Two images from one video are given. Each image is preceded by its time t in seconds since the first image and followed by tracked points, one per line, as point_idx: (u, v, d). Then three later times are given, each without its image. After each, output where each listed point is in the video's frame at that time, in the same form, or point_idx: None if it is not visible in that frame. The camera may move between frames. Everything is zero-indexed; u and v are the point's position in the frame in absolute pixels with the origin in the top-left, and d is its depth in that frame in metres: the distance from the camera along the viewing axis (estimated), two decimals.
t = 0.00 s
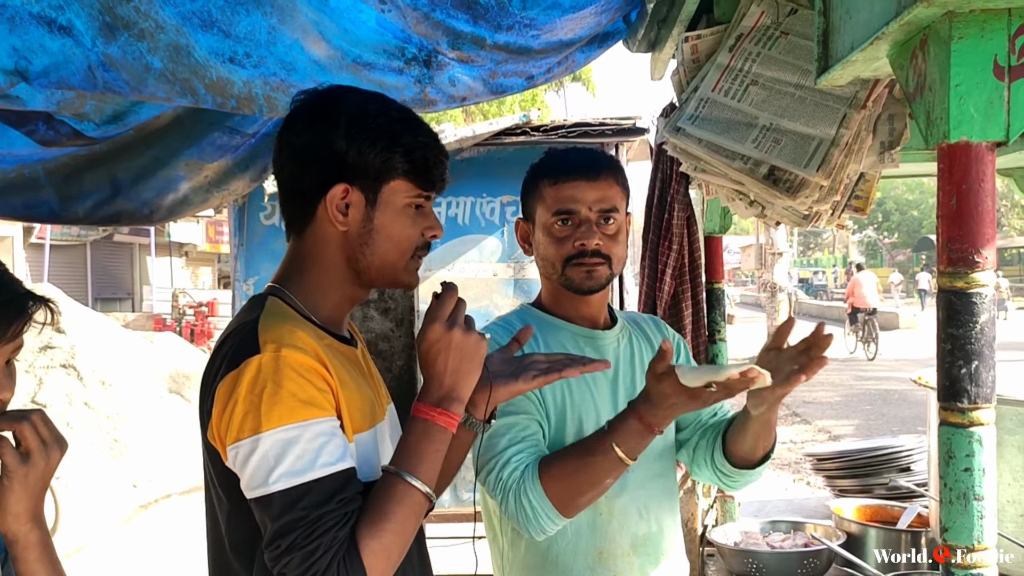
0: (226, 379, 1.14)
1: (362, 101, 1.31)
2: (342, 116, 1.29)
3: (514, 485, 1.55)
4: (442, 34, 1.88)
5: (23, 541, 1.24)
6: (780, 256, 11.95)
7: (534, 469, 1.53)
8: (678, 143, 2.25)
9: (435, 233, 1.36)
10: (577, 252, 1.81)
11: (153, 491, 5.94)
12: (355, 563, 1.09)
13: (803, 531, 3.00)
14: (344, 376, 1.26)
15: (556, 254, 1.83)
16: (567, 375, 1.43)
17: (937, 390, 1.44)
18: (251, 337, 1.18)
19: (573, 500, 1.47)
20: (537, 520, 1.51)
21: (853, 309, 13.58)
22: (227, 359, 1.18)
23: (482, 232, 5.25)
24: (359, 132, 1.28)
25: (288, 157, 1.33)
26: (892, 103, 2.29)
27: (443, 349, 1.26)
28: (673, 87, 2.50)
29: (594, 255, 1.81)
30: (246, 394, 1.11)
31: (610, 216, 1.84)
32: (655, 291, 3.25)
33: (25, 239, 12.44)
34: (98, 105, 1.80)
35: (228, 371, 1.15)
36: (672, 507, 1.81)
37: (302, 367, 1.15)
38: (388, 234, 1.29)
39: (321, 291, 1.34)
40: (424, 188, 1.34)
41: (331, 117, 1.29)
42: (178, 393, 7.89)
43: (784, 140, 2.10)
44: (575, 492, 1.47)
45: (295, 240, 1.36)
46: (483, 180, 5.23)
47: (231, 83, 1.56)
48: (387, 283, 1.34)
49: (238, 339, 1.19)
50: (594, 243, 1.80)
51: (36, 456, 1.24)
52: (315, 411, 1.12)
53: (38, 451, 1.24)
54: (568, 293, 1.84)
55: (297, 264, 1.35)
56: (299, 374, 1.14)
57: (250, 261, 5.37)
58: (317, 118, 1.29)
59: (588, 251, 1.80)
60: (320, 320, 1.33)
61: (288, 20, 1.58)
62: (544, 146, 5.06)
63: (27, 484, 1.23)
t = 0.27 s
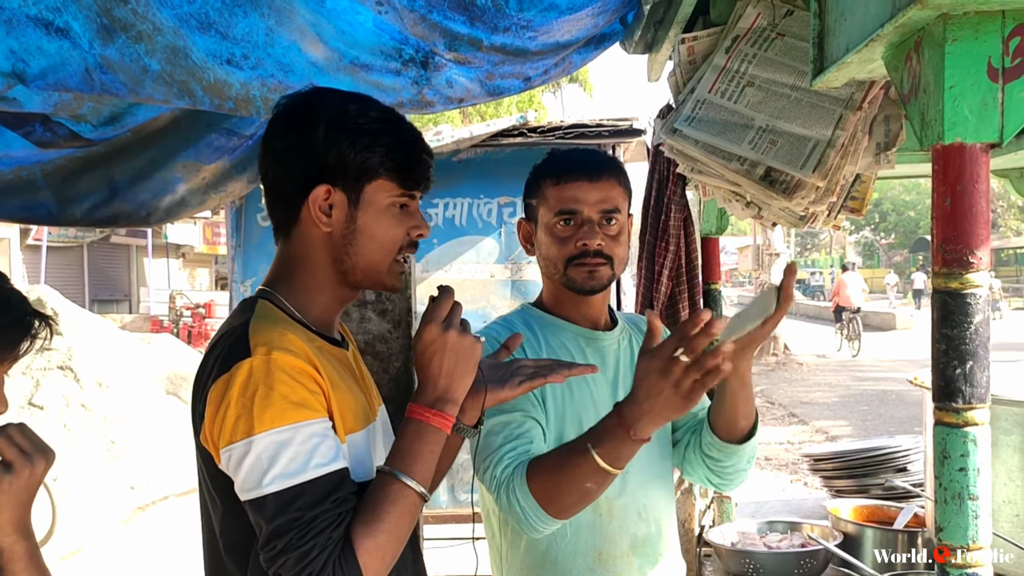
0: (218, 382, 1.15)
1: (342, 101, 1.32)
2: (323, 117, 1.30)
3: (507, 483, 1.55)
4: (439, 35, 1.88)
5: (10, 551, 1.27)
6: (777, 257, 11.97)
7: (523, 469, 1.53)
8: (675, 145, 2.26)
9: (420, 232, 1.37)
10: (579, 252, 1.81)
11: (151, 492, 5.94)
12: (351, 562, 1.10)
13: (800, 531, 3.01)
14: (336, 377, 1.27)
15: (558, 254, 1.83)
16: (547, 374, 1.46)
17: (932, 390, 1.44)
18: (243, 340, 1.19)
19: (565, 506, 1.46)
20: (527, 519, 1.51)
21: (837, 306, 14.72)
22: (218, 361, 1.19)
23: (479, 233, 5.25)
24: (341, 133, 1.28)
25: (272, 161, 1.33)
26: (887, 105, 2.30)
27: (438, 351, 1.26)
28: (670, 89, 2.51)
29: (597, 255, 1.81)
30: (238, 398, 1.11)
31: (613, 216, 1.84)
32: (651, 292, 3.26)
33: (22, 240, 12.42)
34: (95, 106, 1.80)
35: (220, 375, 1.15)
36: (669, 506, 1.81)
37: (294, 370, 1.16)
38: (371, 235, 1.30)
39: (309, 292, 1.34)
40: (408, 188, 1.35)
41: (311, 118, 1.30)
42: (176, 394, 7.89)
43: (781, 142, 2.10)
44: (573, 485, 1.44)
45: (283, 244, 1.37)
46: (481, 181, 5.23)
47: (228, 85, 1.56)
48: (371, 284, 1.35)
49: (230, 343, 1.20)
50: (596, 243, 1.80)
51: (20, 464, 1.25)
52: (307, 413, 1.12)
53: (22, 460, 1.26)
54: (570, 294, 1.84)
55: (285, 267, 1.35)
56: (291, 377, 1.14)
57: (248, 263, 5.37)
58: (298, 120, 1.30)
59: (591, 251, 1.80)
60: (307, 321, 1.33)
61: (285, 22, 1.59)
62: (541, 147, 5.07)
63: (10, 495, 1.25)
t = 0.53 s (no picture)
0: (224, 379, 1.15)
1: (341, 103, 1.32)
2: (322, 118, 1.29)
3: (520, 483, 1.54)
4: (436, 36, 1.88)
5: None
6: (775, 258, 11.98)
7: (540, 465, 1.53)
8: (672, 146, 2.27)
9: (418, 228, 1.39)
10: (572, 252, 1.81)
11: (150, 493, 5.93)
12: (362, 554, 1.11)
13: (798, 531, 3.01)
14: (338, 374, 1.28)
15: (553, 254, 1.84)
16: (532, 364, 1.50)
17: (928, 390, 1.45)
18: (247, 339, 1.19)
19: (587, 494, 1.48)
20: (548, 516, 1.51)
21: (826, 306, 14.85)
22: (222, 360, 1.19)
23: (477, 233, 5.26)
24: (340, 134, 1.29)
25: (271, 164, 1.32)
26: (884, 105, 2.30)
27: (445, 347, 1.30)
28: (668, 89, 2.51)
29: (591, 254, 1.81)
30: (245, 395, 1.11)
31: (606, 216, 1.84)
32: (649, 293, 3.26)
33: (20, 241, 12.41)
34: (94, 107, 1.80)
35: (226, 373, 1.15)
36: (665, 503, 1.82)
37: (299, 366, 1.16)
38: (373, 234, 1.32)
39: (309, 293, 1.34)
40: (405, 184, 1.36)
41: (311, 120, 1.30)
42: (174, 395, 7.88)
43: (778, 142, 2.11)
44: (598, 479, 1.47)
45: (282, 246, 1.37)
46: (479, 181, 5.23)
47: (227, 85, 1.57)
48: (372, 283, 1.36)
49: (234, 342, 1.19)
50: (590, 243, 1.81)
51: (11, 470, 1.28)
52: (313, 409, 1.12)
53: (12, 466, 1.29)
54: (563, 294, 1.84)
55: (284, 268, 1.35)
56: (297, 373, 1.15)
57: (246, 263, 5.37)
58: (297, 124, 1.30)
59: (585, 251, 1.81)
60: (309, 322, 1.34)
61: (284, 23, 1.59)
62: (539, 147, 5.07)
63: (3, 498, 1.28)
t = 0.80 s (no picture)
0: (248, 381, 1.16)
1: (342, 102, 1.32)
2: (324, 117, 1.30)
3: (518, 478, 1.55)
4: (436, 36, 1.88)
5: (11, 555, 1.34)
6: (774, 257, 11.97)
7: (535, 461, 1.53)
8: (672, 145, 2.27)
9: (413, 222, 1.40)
10: (576, 247, 1.81)
11: (149, 493, 5.93)
12: (392, 544, 1.17)
13: (797, 530, 3.02)
14: (353, 368, 1.30)
15: (556, 251, 1.84)
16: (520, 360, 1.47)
17: (926, 388, 1.46)
18: (268, 337, 1.20)
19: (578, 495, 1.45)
20: (543, 512, 1.51)
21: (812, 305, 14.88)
22: (243, 361, 1.19)
23: (477, 233, 5.26)
24: (342, 133, 1.29)
25: (271, 165, 1.32)
26: (883, 104, 2.31)
27: (467, 343, 1.33)
28: (666, 88, 2.51)
29: (594, 250, 1.81)
30: (271, 396, 1.13)
31: (609, 212, 1.85)
32: (648, 292, 3.26)
33: (19, 241, 12.41)
34: (94, 107, 1.80)
35: (250, 373, 1.16)
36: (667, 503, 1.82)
37: (322, 364, 1.19)
38: (375, 231, 1.33)
39: (309, 293, 1.34)
40: (400, 180, 1.37)
41: (313, 119, 1.30)
42: (173, 395, 7.88)
43: (777, 141, 2.11)
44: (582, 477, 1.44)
45: (280, 246, 1.36)
46: (478, 181, 5.23)
47: (227, 85, 1.57)
48: (372, 278, 1.38)
49: (255, 342, 1.20)
50: (594, 238, 1.80)
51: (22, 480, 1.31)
52: (337, 406, 1.15)
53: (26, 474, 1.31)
54: (568, 291, 1.84)
55: (284, 268, 1.35)
56: (320, 372, 1.17)
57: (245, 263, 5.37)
58: (299, 123, 1.29)
59: (588, 246, 1.80)
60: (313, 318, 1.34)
61: (284, 22, 1.60)
62: (539, 147, 5.07)
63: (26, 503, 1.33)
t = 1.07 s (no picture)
0: (261, 370, 1.16)
1: (327, 100, 1.33)
2: (310, 115, 1.31)
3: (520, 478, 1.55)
4: (435, 35, 1.88)
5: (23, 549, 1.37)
6: (773, 256, 11.97)
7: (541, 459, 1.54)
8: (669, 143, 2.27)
9: (406, 220, 1.41)
10: (573, 246, 1.82)
11: (149, 493, 5.93)
12: (399, 533, 1.19)
13: (796, 527, 3.03)
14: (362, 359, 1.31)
15: (553, 249, 1.84)
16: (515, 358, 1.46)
17: (924, 386, 1.46)
18: (279, 327, 1.20)
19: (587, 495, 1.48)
20: (548, 511, 1.51)
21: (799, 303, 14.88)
22: (257, 350, 1.20)
23: (476, 232, 5.26)
24: (328, 130, 1.30)
25: (259, 164, 1.34)
26: (881, 103, 2.32)
27: (478, 340, 1.37)
28: (666, 87, 2.51)
29: (592, 248, 1.81)
30: (284, 386, 1.13)
31: (606, 210, 1.85)
32: (646, 291, 3.27)
33: (17, 241, 12.41)
34: (94, 107, 1.81)
35: (262, 363, 1.16)
36: (667, 501, 1.83)
37: (333, 355, 1.19)
38: (364, 227, 1.33)
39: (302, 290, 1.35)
40: (391, 177, 1.37)
41: (297, 117, 1.31)
42: (173, 395, 7.88)
43: (776, 140, 2.11)
44: (597, 475, 1.47)
45: (274, 243, 1.38)
46: (477, 180, 5.23)
47: (225, 85, 1.58)
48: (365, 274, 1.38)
49: (267, 332, 1.20)
50: (591, 236, 1.80)
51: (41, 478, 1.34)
52: (348, 396, 1.16)
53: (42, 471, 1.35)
54: (565, 288, 1.84)
55: (278, 266, 1.36)
56: (332, 362, 1.17)
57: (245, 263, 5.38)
58: (284, 122, 1.31)
59: (585, 244, 1.81)
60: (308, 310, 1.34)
61: (283, 22, 1.60)
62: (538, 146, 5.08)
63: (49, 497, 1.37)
